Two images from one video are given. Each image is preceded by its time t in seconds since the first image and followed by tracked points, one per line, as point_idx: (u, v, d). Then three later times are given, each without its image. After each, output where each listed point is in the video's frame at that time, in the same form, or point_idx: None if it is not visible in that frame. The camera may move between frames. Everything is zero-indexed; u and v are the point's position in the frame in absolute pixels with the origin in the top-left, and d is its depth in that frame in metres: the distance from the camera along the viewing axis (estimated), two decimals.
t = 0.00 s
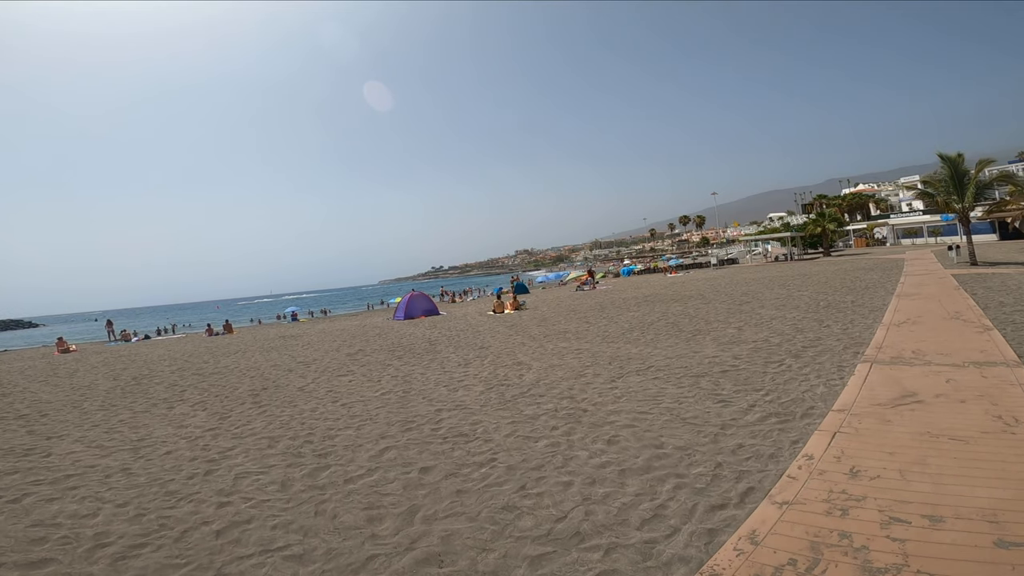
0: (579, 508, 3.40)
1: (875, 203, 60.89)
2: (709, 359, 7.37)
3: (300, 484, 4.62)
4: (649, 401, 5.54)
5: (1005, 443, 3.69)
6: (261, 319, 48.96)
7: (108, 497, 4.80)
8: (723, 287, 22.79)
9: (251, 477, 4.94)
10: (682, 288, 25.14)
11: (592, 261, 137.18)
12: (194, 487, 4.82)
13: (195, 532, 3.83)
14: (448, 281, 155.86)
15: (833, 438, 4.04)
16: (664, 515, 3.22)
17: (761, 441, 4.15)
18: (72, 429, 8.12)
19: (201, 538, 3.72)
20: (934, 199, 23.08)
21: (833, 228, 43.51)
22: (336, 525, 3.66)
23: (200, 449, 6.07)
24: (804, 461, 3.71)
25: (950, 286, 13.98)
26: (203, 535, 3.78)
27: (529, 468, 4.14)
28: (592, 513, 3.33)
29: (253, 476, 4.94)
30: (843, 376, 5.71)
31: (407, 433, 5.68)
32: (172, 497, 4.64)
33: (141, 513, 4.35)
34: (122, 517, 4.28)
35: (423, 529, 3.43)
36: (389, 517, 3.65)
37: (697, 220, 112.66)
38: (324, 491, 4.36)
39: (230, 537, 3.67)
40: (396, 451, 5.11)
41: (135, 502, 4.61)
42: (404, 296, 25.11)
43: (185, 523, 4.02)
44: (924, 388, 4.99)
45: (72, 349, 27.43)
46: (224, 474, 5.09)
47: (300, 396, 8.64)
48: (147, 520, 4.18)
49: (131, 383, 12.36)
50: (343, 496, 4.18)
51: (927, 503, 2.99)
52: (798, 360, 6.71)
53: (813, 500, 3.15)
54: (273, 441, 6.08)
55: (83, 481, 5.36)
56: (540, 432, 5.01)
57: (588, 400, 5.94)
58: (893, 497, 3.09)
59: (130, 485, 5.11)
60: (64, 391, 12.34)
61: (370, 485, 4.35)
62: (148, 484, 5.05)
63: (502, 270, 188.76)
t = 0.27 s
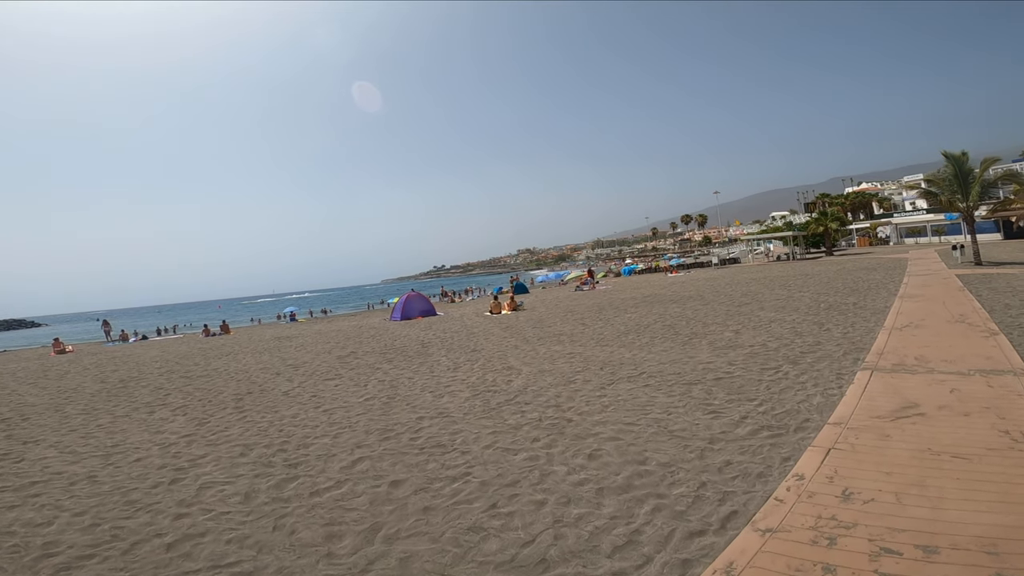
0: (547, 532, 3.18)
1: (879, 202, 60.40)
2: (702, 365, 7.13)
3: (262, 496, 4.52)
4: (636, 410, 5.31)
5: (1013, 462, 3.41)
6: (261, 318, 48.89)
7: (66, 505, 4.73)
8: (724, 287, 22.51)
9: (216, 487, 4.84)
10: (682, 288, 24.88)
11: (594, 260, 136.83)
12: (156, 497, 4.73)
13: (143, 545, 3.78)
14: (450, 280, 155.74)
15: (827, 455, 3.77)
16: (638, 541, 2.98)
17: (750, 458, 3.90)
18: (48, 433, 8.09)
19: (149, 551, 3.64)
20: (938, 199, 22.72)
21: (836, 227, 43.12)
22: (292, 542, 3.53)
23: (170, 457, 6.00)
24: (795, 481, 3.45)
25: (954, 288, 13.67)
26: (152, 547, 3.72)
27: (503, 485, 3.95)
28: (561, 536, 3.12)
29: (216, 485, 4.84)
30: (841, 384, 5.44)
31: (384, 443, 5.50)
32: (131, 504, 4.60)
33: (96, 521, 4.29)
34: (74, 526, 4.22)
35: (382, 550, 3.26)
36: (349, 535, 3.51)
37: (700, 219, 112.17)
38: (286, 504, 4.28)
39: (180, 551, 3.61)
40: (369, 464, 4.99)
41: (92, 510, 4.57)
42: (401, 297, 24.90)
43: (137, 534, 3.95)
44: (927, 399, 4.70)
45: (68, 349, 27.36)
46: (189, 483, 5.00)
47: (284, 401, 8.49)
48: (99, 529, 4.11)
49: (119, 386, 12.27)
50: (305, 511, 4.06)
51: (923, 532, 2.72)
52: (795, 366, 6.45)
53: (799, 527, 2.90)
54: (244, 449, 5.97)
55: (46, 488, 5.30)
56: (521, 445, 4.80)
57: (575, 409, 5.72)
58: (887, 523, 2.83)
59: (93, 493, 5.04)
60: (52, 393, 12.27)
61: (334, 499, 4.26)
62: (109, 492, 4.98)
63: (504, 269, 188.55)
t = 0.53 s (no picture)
0: (515, 552, 2.93)
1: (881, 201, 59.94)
2: (696, 368, 6.85)
3: (221, 502, 4.37)
4: (624, 417, 5.03)
5: None
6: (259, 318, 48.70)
7: (18, 510, 4.71)
8: (723, 287, 22.23)
9: (174, 493, 4.81)
10: (682, 288, 24.61)
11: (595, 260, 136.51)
12: (110, 502, 4.72)
13: (85, 551, 3.74)
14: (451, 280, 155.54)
15: (826, 469, 3.47)
16: (612, 566, 2.70)
17: (742, 471, 3.61)
18: (21, 436, 8.12)
19: (90, 559, 3.61)
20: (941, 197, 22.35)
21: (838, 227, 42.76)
22: (241, 555, 3.40)
23: (136, 462, 6.02)
24: (790, 500, 3.15)
25: (958, 287, 13.34)
26: (94, 556, 3.68)
27: (475, 499, 3.73)
28: (529, 557, 2.87)
29: (174, 492, 4.80)
30: (842, 390, 5.13)
31: (359, 451, 5.28)
32: (84, 509, 4.60)
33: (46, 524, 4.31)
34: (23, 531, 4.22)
35: (336, 568, 3.08)
36: (302, 549, 3.36)
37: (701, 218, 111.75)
38: (247, 511, 4.11)
39: (122, 560, 3.55)
40: (339, 471, 4.79)
41: (44, 513, 4.55)
42: (397, 297, 24.65)
43: (82, 540, 3.93)
44: (935, 407, 4.39)
45: (64, 350, 27.33)
46: (147, 489, 4.97)
47: (265, 403, 8.32)
48: (46, 535, 4.11)
49: (106, 388, 12.14)
50: (262, 520, 3.88)
51: (928, 559, 2.43)
52: (794, 370, 6.16)
53: (790, 554, 2.60)
54: (213, 454, 5.86)
55: (6, 492, 5.29)
56: (500, 455, 4.55)
57: (560, 415, 5.46)
58: (888, 548, 2.54)
59: (49, 497, 5.04)
60: (36, 395, 12.14)
61: (296, 509, 4.05)
62: (65, 497, 4.96)
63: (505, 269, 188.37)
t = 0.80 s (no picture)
0: None
1: (882, 199, 59.66)
2: (687, 373, 6.59)
3: (175, 512, 4.32)
4: (608, 427, 4.76)
5: None
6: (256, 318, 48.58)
7: None
8: (721, 287, 22.00)
9: (130, 501, 4.76)
10: (679, 287, 24.38)
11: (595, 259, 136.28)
12: (63, 509, 4.69)
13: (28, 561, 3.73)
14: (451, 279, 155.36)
15: (817, 488, 3.19)
16: None
17: (728, 489, 3.33)
18: None
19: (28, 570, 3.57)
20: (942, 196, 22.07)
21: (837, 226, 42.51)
22: (185, 569, 3.35)
23: (101, 466, 6.00)
24: (777, 524, 2.86)
25: (959, 288, 13.06)
26: (34, 564, 3.67)
27: (440, 516, 3.52)
28: None
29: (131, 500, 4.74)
30: (839, 398, 4.85)
31: (330, 461, 5.06)
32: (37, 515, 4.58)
33: None
34: None
35: None
36: (251, 566, 3.24)
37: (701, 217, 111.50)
38: (199, 523, 4.04)
39: (60, 569, 3.56)
40: (305, 481, 4.62)
41: None
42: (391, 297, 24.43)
43: (25, 549, 3.90)
44: (938, 418, 4.10)
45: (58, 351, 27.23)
46: (105, 495, 4.94)
47: (244, 408, 8.14)
48: None
49: (89, 390, 11.99)
50: (213, 533, 3.79)
51: None
52: (789, 376, 5.88)
53: None
54: (178, 461, 5.80)
55: None
56: (474, 468, 4.32)
57: (543, 424, 5.21)
58: None
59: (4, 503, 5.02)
60: (21, 396, 12.03)
61: (251, 523, 3.91)
62: (20, 503, 4.95)
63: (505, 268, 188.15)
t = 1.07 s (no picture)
0: None
1: (880, 198, 59.45)
2: (673, 376, 6.36)
3: (123, 515, 4.25)
4: (584, 435, 4.53)
5: None
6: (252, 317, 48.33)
7: None
8: (717, 286, 21.77)
9: (81, 505, 4.58)
10: (676, 287, 24.16)
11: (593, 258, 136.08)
12: (10, 514, 4.49)
13: None
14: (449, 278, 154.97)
15: (795, 505, 2.94)
16: None
17: (700, 505, 3.10)
18: None
19: None
20: (941, 194, 21.84)
21: (836, 224, 42.28)
22: None
23: (62, 469, 5.81)
24: (748, 546, 2.61)
25: (958, 287, 12.82)
26: None
27: (395, 528, 3.36)
28: None
29: (82, 505, 4.57)
30: (829, 404, 4.61)
31: (294, 467, 4.86)
32: None
33: None
34: None
35: None
36: None
37: (699, 216, 111.20)
38: (145, 527, 3.97)
39: None
40: (264, 488, 4.43)
41: None
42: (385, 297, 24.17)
43: None
44: (931, 427, 3.86)
45: (49, 350, 27.05)
46: (57, 501, 4.74)
47: (220, 409, 7.94)
48: None
49: (70, 390, 11.78)
50: (155, 538, 3.74)
51: None
52: (779, 380, 5.64)
53: None
54: (140, 463, 5.67)
55: None
56: (440, 477, 4.13)
57: (518, 431, 5.00)
58: None
59: None
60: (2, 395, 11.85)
61: (197, 529, 3.82)
62: None
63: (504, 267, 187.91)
